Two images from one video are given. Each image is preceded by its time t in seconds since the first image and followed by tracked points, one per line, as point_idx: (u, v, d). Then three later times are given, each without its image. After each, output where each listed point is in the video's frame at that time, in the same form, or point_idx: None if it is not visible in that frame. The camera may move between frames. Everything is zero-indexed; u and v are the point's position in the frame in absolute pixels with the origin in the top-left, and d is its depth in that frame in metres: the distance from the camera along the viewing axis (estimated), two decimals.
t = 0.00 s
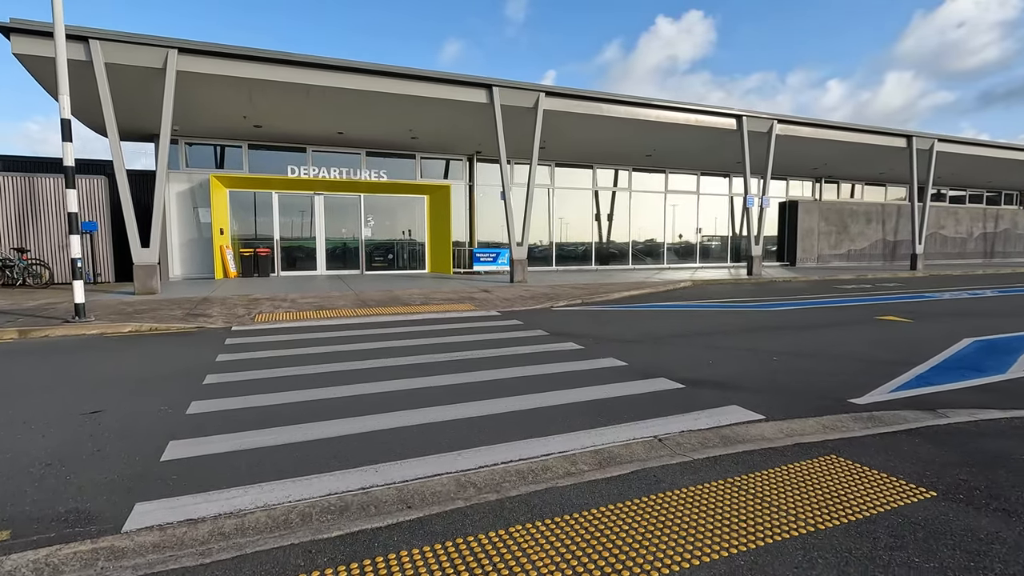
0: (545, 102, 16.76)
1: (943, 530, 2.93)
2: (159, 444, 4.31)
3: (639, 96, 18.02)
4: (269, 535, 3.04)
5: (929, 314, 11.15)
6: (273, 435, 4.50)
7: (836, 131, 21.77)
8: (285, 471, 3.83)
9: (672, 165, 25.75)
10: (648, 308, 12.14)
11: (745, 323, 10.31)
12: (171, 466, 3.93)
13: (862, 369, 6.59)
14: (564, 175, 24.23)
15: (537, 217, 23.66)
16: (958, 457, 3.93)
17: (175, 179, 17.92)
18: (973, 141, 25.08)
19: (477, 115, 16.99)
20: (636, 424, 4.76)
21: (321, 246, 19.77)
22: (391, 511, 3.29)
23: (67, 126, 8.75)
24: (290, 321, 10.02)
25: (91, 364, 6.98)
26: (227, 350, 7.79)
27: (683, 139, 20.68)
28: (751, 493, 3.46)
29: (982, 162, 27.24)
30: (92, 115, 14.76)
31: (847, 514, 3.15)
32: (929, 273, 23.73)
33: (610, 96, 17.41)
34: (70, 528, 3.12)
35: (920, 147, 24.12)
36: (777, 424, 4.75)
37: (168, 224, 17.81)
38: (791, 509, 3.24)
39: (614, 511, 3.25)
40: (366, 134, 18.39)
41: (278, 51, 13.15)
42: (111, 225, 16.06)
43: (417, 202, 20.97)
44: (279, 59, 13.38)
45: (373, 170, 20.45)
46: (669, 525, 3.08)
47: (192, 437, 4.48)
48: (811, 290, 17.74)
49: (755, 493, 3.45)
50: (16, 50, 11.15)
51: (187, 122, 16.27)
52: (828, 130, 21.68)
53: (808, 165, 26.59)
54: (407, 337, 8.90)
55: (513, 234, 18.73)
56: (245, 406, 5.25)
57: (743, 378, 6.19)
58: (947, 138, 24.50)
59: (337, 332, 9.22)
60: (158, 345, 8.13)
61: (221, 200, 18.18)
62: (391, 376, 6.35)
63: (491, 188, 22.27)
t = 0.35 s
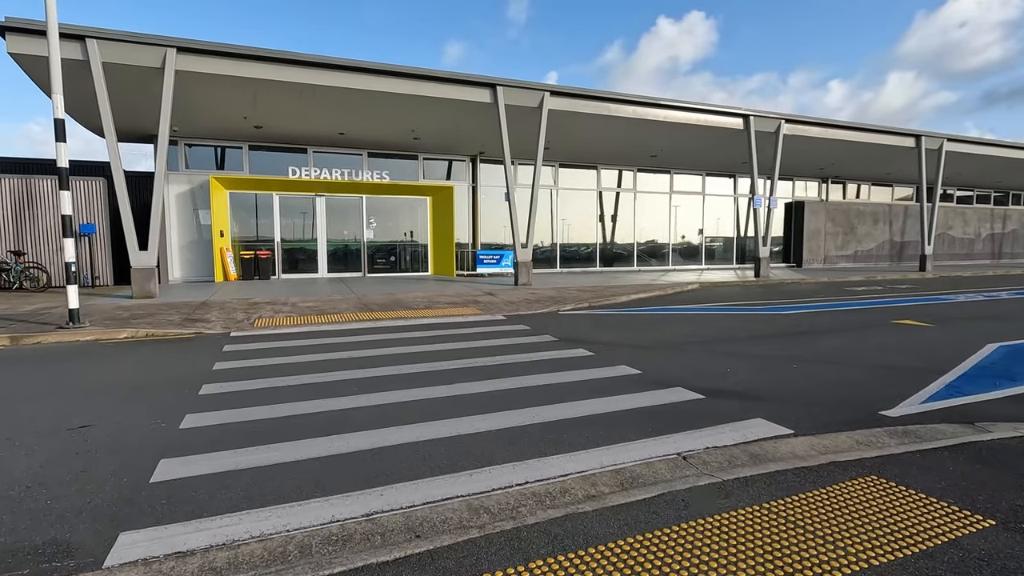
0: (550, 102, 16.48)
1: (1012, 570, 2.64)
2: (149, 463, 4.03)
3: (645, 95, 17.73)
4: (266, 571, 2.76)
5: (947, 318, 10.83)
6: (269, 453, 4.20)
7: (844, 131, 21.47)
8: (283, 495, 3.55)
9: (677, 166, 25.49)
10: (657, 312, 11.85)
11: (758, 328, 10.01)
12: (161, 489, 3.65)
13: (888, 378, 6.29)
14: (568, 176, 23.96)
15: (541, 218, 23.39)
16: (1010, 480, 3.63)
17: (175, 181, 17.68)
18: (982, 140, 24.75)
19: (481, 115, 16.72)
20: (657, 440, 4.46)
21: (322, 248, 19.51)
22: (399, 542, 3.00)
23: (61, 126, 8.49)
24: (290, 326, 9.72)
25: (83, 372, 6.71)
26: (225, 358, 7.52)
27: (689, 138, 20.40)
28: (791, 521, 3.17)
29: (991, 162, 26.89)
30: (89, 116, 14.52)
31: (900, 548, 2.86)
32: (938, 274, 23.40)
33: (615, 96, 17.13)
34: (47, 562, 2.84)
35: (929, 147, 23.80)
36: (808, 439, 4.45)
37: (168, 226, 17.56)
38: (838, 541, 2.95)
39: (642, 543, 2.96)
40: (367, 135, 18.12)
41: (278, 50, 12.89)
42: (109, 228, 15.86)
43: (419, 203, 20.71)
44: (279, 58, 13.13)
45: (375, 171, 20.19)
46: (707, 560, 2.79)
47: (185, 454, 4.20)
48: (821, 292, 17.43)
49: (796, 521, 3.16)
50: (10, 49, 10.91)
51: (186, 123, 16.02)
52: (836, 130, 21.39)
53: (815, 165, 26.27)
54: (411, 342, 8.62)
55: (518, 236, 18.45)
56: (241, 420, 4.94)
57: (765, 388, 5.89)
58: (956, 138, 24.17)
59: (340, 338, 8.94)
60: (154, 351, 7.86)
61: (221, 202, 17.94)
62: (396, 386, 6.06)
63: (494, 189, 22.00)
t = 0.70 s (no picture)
0: (554, 99, 16.22)
1: None
2: (137, 476, 3.77)
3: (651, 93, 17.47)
4: None
5: (964, 319, 10.55)
6: (267, 464, 3.94)
7: (852, 129, 21.18)
8: (281, 511, 3.29)
9: (681, 165, 25.24)
10: (667, 313, 11.57)
11: (771, 329, 9.74)
12: (149, 504, 3.38)
13: (915, 383, 6.02)
14: (571, 175, 23.71)
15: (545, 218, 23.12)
16: None
17: (174, 180, 17.44)
18: (990, 139, 24.47)
19: (484, 113, 16.45)
20: (679, 450, 4.19)
21: (323, 248, 19.27)
22: (407, 567, 2.74)
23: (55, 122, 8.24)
24: (291, 328, 9.47)
25: (75, 375, 6.45)
26: (223, 360, 7.25)
27: (695, 137, 20.15)
28: (833, 543, 2.91)
29: (1000, 161, 26.58)
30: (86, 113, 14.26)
31: None
32: (947, 275, 23.09)
33: (621, 93, 16.88)
34: None
35: (937, 146, 23.51)
36: (839, 449, 4.18)
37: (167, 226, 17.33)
38: (888, 567, 2.68)
39: (674, 567, 2.70)
40: (369, 133, 17.87)
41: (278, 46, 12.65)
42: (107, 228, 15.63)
43: (421, 203, 20.45)
44: (280, 54, 12.89)
45: (377, 170, 19.94)
46: None
47: (177, 465, 3.94)
48: (830, 292, 17.13)
49: (839, 545, 2.89)
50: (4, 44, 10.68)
51: (185, 121, 15.78)
52: (843, 128, 21.12)
53: (821, 164, 25.98)
54: (415, 343, 8.35)
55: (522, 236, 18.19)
56: (237, 428, 4.67)
57: (787, 392, 5.62)
58: (964, 137, 23.88)
59: (342, 339, 8.68)
60: (150, 354, 7.60)
61: (221, 201, 17.69)
62: (401, 390, 5.80)
63: (497, 188, 21.74)
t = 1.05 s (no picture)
0: (560, 95, 15.92)
1: None
2: (123, 491, 3.47)
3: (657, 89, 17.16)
4: None
5: (984, 320, 10.25)
6: (264, 478, 3.64)
7: (860, 127, 20.87)
8: (279, 532, 2.99)
9: (686, 164, 24.93)
10: (676, 313, 11.27)
11: (786, 330, 9.44)
12: (134, 523, 3.08)
13: (947, 387, 5.72)
14: (575, 174, 23.41)
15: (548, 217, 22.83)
16: None
17: (173, 178, 17.16)
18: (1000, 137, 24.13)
19: (488, 110, 16.15)
20: (708, 461, 3.89)
21: (324, 248, 18.98)
22: None
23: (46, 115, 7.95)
24: (290, 328, 9.16)
25: (64, 379, 6.16)
26: (220, 363, 6.95)
27: (701, 135, 19.86)
28: (894, 570, 2.61)
29: (1009, 160, 26.24)
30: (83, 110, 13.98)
31: None
32: (956, 275, 22.77)
33: (627, 90, 16.57)
34: None
35: (946, 144, 23.18)
36: (881, 461, 3.87)
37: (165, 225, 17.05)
38: None
39: None
40: (371, 130, 17.58)
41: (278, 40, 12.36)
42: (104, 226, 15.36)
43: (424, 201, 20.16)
44: (280, 49, 12.59)
45: (379, 168, 19.65)
46: None
47: (167, 478, 3.64)
48: (840, 292, 16.83)
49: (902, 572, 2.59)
50: None
51: (184, 117, 15.49)
52: (852, 126, 20.81)
53: (828, 163, 25.68)
54: (419, 345, 8.04)
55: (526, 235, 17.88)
56: (232, 437, 4.37)
57: (815, 398, 5.31)
58: (974, 135, 23.56)
59: (344, 340, 8.38)
60: (144, 355, 7.30)
61: (221, 199, 17.41)
62: (405, 395, 5.49)
63: (500, 187, 21.44)
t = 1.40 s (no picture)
0: (563, 94, 15.66)
1: None
2: (105, 515, 3.20)
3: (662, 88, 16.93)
4: None
5: (999, 323, 10.00)
6: (258, 499, 3.38)
7: (866, 126, 20.63)
8: (272, 564, 2.72)
9: (690, 163, 24.69)
10: (684, 316, 11.01)
11: (799, 333, 9.18)
12: (114, 554, 2.81)
13: (974, 396, 5.47)
14: (578, 174, 23.16)
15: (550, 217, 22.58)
16: None
17: (170, 178, 16.90)
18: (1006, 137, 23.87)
19: (490, 108, 15.89)
20: (733, 479, 3.63)
21: (324, 248, 18.73)
22: None
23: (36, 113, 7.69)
24: (288, 332, 8.89)
25: (51, 387, 5.89)
26: (214, 369, 6.68)
27: (706, 134, 19.61)
28: None
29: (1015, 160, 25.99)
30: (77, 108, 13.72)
31: None
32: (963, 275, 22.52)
33: (631, 88, 16.33)
34: None
35: (952, 144, 22.94)
36: (919, 479, 3.63)
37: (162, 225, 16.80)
38: None
39: None
40: (371, 130, 17.32)
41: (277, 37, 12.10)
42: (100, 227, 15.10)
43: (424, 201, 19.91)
44: (279, 46, 12.35)
45: (379, 167, 19.40)
46: None
47: (155, 500, 3.38)
48: (848, 293, 16.57)
49: None
50: None
51: (181, 116, 15.24)
52: (858, 125, 20.57)
53: (832, 163, 25.44)
54: (421, 350, 7.78)
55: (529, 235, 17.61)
56: (225, 452, 4.10)
57: (839, 409, 5.05)
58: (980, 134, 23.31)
59: (343, 344, 8.12)
60: (135, 361, 7.03)
61: (219, 199, 17.16)
62: (409, 404, 5.23)
63: (502, 187, 21.18)
